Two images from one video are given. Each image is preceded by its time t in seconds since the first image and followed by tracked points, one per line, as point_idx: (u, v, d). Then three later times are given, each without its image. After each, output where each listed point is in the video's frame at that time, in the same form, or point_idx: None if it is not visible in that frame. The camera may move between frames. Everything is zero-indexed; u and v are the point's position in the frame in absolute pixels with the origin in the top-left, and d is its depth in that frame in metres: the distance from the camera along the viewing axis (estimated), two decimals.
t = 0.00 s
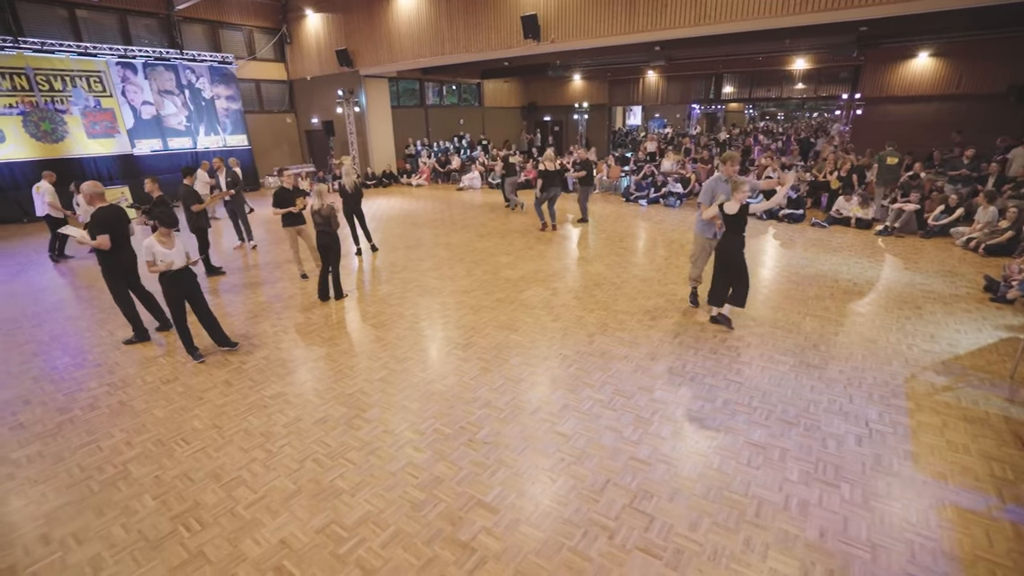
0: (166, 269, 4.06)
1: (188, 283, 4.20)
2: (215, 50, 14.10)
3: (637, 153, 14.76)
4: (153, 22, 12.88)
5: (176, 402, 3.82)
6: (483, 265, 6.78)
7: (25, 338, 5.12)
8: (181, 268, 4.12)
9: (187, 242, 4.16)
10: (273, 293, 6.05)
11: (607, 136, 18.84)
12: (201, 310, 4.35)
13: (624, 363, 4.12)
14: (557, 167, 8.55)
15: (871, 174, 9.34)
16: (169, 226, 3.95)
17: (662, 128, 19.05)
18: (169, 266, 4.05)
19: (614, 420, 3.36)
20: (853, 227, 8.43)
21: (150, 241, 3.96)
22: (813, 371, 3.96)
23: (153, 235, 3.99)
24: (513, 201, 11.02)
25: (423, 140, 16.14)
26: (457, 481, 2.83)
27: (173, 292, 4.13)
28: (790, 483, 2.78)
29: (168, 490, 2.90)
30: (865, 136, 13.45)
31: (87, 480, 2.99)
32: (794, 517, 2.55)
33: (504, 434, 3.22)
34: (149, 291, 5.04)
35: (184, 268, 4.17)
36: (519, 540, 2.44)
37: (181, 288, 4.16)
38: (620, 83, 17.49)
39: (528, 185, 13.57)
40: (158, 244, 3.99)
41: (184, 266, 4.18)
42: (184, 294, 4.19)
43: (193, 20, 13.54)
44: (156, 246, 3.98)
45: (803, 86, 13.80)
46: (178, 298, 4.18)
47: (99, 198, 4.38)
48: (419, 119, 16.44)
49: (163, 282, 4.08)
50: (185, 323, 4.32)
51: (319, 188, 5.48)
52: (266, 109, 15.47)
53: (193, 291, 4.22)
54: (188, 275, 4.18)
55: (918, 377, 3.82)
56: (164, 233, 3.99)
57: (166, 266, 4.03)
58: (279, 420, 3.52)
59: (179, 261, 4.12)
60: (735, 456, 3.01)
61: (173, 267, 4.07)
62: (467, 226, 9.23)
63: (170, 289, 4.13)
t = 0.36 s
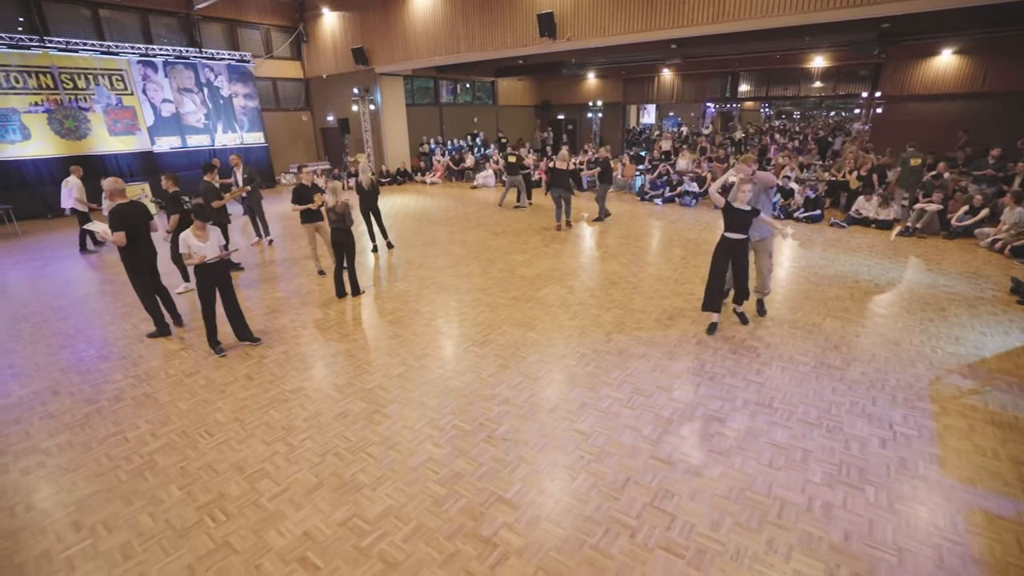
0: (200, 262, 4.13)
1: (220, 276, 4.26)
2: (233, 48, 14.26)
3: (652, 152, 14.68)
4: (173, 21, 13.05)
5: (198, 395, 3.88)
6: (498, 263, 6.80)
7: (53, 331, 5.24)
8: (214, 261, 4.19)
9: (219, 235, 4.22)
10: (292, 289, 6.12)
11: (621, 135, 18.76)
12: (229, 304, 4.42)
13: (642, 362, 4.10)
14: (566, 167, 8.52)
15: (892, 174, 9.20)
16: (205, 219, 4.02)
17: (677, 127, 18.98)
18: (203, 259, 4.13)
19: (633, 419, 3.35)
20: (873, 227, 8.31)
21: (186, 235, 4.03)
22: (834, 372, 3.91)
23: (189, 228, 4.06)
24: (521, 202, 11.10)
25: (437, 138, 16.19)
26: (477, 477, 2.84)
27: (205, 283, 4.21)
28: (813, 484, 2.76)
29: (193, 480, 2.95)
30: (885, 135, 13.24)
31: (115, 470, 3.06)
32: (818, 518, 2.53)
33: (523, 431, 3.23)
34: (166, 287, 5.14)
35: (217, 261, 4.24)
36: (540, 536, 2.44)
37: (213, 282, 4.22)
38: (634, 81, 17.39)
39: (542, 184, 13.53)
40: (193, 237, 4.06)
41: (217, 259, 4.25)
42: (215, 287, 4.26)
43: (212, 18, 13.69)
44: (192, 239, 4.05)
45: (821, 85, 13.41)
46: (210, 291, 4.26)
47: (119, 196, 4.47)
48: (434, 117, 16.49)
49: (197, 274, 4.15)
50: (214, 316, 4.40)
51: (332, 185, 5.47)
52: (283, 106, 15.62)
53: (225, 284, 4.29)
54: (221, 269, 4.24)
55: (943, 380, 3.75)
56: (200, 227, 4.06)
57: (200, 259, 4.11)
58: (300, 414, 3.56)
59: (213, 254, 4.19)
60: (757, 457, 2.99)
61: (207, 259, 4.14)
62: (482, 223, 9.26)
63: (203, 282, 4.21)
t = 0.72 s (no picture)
0: (243, 255, 4.20)
1: (256, 269, 4.33)
2: (255, 47, 14.45)
3: (670, 151, 14.57)
4: (197, 20, 13.26)
5: (225, 388, 3.96)
6: (517, 261, 6.80)
7: (83, 324, 5.36)
8: (254, 254, 4.27)
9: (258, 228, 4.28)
10: (314, 285, 6.19)
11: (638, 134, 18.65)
12: (263, 297, 4.50)
13: (665, 361, 4.08)
14: (587, 164, 8.53)
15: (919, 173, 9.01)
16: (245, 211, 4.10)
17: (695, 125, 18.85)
18: (244, 253, 4.20)
19: (658, 418, 3.33)
20: (899, 228, 8.15)
21: (227, 229, 4.09)
22: (861, 375, 3.85)
23: (230, 223, 4.12)
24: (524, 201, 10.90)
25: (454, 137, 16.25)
26: (502, 473, 2.86)
27: (246, 275, 4.29)
28: (842, 486, 2.72)
29: (223, 471, 3.01)
30: (910, 134, 12.98)
31: (148, 459, 3.13)
32: (848, 521, 2.50)
33: (547, 428, 3.23)
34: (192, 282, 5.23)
35: (256, 254, 4.31)
36: (567, 533, 2.44)
37: (251, 275, 4.30)
38: (653, 79, 17.27)
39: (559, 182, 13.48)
40: (235, 231, 4.12)
41: (256, 253, 4.32)
42: (252, 280, 4.33)
43: (235, 17, 13.88)
44: (233, 233, 4.11)
45: (844, 83, 13.19)
46: (250, 283, 4.35)
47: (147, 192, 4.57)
48: (451, 116, 16.55)
49: (241, 267, 4.23)
50: (250, 309, 4.49)
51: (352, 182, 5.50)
52: (303, 105, 15.79)
53: (260, 277, 4.36)
54: (258, 263, 4.32)
55: (975, 384, 3.67)
56: (241, 219, 4.13)
57: (242, 253, 4.18)
58: (325, 408, 3.61)
59: (253, 247, 4.26)
60: (784, 458, 2.96)
61: (248, 253, 4.21)
62: (500, 221, 9.28)
63: (244, 274, 4.29)
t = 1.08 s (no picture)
0: (279, 248, 4.28)
1: (285, 264, 4.40)
2: (277, 45, 14.63)
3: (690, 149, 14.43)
4: (221, 19, 13.47)
5: (254, 380, 4.03)
6: (538, 259, 6.79)
7: (115, 316, 5.49)
8: (288, 248, 4.35)
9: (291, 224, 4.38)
10: (337, 280, 6.26)
11: (657, 132, 18.50)
12: (294, 291, 4.55)
13: (690, 361, 4.05)
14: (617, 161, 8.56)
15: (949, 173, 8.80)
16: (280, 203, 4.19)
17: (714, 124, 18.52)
18: (281, 246, 4.29)
19: (684, 417, 3.31)
20: (928, 229, 7.98)
21: (265, 222, 4.16)
22: (892, 377, 3.78)
23: (267, 217, 4.20)
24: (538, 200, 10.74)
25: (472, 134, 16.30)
26: (529, 468, 2.86)
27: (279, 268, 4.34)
28: (875, 490, 2.68)
29: (253, 461, 3.07)
30: (939, 132, 12.68)
31: (181, 447, 3.20)
32: (882, 525, 2.45)
33: (572, 425, 3.23)
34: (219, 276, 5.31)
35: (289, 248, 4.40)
36: (595, 530, 2.44)
37: (285, 268, 4.35)
38: (673, 77, 17.13)
39: (578, 180, 13.42)
40: (271, 224, 4.20)
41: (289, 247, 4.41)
42: (283, 275, 4.40)
43: (259, 16, 14.08)
44: (270, 226, 4.19)
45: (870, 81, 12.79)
46: (286, 277, 4.41)
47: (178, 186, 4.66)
48: (470, 114, 16.60)
49: (274, 260, 4.29)
50: (285, 302, 4.56)
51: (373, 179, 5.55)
52: (323, 102, 15.96)
53: (291, 271, 4.42)
54: (290, 256, 4.37)
55: (1012, 390, 3.57)
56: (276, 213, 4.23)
57: (279, 246, 4.26)
58: (352, 401, 3.65)
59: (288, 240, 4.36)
60: (813, 460, 2.92)
61: (285, 246, 4.30)
62: (520, 219, 9.28)
63: (280, 268, 4.35)
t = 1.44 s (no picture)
0: (313, 243, 4.35)
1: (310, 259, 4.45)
2: (299, 43, 14.78)
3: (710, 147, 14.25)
4: (244, 17, 13.65)
5: (280, 372, 4.09)
6: (558, 256, 6.77)
7: (143, 307, 5.61)
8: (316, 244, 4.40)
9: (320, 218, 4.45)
10: (359, 276, 6.31)
11: (677, 130, 18.28)
12: (322, 286, 4.59)
13: (715, 360, 4.01)
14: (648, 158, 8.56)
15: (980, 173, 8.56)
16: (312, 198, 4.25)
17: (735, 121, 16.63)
18: (315, 241, 4.37)
19: (710, 416, 3.29)
20: (959, 229, 7.78)
21: (299, 219, 4.24)
22: (925, 380, 3.70)
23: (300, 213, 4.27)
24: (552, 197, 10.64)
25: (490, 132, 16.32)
26: (555, 464, 2.87)
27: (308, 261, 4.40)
28: (908, 493, 2.63)
29: (282, 451, 3.12)
30: (969, 131, 12.35)
31: (212, 437, 3.27)
32: (917, 529, 2.41)
33: (597, 422, 3.22)
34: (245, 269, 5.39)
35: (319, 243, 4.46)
36: (623, 527, 2.44)
37: (314, 262, 4.42)
38: (692, 74, 16.93)
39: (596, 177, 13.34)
40: (304, 221, 4.28)
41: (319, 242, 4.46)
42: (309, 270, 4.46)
43: (281, 14, 14.24)
44: (303, 222, 4.26)
45: (897, 77, 12.58)
46: (318, 270, 4.48)
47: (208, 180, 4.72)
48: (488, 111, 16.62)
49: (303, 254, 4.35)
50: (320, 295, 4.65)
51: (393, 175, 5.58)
52: (343, 99, 16.09)
53: (318, 266, 4.47)
54: (316, 251, 4.42)
55: None
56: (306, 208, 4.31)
57: (312, 241, 4.33)
58: (377, 395, 3.69)
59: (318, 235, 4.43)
60: (844, 462, 2.87)
61: (318, 241, 4.37)
62: (539, 217, 9.27)
63: (311, 261, 4.41)
